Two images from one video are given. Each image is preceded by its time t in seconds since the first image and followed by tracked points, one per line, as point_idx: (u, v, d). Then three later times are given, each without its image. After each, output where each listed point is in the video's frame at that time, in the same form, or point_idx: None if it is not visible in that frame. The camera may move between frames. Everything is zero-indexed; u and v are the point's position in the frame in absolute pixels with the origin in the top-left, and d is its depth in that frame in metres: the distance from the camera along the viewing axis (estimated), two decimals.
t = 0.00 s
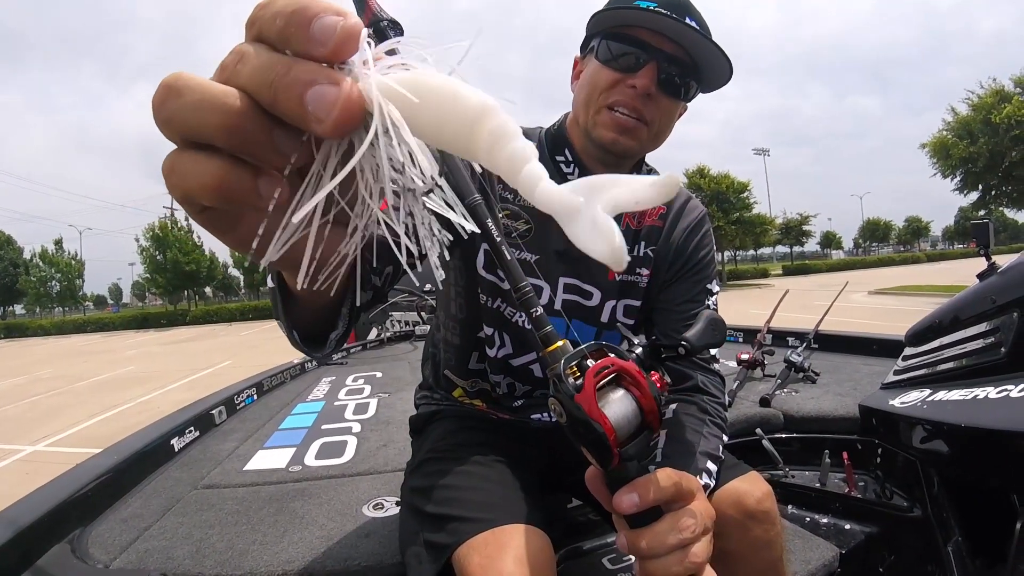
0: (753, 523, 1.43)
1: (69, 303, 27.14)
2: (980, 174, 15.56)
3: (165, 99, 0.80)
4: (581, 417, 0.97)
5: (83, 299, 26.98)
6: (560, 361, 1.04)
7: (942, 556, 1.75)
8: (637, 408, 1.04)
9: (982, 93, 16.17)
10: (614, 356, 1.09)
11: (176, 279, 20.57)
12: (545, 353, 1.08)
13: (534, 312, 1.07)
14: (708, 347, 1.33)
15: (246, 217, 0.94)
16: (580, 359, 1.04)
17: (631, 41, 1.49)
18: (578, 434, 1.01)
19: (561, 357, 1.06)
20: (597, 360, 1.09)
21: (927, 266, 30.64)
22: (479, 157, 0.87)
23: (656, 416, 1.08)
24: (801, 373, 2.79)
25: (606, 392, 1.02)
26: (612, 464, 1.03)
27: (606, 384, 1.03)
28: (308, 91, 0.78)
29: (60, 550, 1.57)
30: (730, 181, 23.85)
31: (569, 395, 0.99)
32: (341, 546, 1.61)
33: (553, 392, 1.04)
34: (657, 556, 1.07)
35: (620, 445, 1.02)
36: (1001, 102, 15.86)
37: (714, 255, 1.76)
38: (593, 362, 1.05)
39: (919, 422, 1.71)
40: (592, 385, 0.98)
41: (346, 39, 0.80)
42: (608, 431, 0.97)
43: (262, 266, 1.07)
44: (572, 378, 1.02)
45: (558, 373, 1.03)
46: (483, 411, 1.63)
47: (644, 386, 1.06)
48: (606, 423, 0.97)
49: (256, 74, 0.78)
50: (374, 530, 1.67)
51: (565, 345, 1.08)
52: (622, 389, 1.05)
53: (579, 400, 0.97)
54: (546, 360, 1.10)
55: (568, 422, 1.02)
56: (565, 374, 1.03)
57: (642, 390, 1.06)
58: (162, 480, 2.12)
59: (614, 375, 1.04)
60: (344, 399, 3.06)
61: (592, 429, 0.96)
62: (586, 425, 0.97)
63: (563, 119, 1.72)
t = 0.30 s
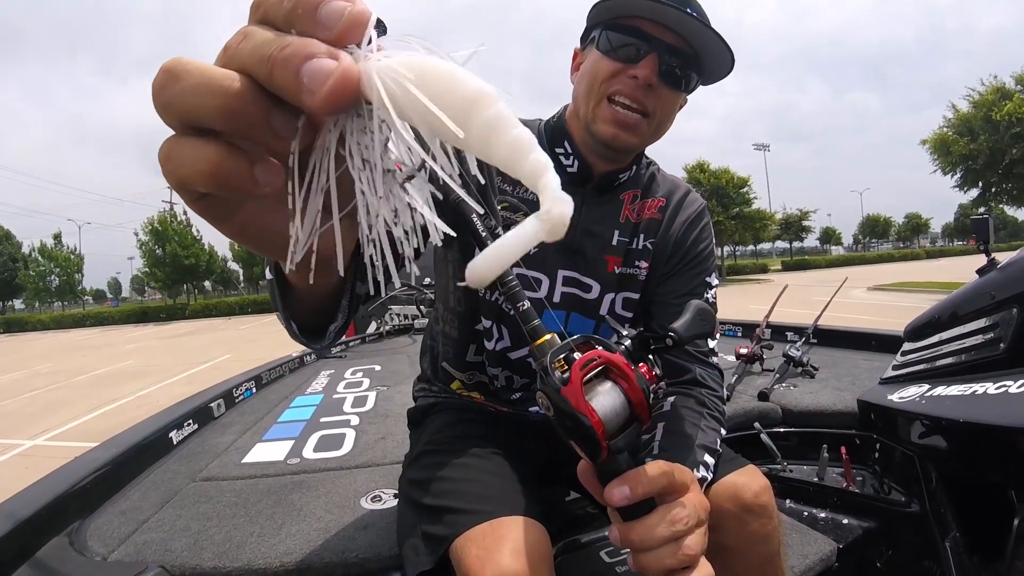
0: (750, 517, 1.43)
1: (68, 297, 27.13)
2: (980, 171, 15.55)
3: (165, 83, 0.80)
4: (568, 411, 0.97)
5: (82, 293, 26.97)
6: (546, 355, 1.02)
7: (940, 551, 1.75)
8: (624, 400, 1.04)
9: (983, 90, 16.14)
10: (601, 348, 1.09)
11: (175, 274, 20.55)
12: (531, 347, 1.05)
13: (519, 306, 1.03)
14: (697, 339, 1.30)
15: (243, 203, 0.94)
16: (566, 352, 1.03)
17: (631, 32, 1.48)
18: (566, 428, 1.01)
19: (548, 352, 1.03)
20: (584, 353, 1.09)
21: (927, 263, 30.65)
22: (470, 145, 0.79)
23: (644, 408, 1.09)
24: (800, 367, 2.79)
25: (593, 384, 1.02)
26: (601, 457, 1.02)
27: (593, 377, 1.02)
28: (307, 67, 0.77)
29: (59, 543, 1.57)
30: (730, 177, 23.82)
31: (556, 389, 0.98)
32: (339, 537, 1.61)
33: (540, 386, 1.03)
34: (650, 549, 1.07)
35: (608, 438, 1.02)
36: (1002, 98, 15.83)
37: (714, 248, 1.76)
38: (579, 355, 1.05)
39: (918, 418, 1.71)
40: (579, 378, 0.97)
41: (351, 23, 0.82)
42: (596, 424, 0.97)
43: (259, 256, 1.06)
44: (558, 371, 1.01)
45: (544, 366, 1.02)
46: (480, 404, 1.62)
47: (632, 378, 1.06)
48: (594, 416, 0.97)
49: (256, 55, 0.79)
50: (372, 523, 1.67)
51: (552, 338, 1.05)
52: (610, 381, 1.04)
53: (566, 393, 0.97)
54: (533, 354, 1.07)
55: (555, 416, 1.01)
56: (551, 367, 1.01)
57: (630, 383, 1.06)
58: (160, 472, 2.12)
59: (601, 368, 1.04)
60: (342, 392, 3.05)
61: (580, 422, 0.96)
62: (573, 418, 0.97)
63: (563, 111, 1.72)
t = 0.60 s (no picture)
0: (742, 510, 1.43)
1: (63, 290, 27.03)
2: (977, 169, 15.58)
3: (151, 76, 0.81)
4: (560, 401, 0.96)
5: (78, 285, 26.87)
6: (539, 345, 1.02)
7: (933, 547, 1.75)
8: (618, 391, 1.03)
9: (981, 88, 16.16)
10: (594, 338, 1.07)
11: (170, 266, 20.47)
12: (523, 337, 1.05)
13: (510, 295, 1.04)
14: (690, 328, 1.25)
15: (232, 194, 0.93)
16: (559, 343, 1.03)
17: (629, 21, 1.47)
18: (559, 418, 1.00)
19: (539, 342, 1.04)
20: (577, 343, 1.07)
21: (922, 260, 30.76)
22: (453, 132, 0.84)
23: (639, 399, 1.07)
24: (795, 362, 2.80)
25: (587, 374, 1.00)
26: (595, 448, 1.01)
27: (586, 366, 1.00)
28: (288, 47, 0.77)
29: (52, 534, 1.56)
30: (728, 174, 23.82)
31: (548, 379, 0.98)
32: (332, 528, 1.61)
33: (532, 376, 1.03)
34: (644, 541, 1.07)
35: (602, 428, 1.00)
36: (1000, 97, 15.85)
37: (710, 240, 1.75)
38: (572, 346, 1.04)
39: (912, 413, 1.71)
40: (570, 368, 0.97)
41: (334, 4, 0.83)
42: (589, 415, 0.96)
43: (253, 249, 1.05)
44: (551, 362, 1.01)
45: (536, 357, 1.02)
46: (473, 395, 1.62)
47: (626, 368, 1.04)
48: (587, 407, 0.96)
49: (235, 36, 0.79)
50: (365, 514, 1.67)
51: (544, 328, 1.05)
52: (603, 371, 1.03)
53: (557, 383, 0.96)
54: (525, 344, 1.08)
55: (548, 407, 1.00)
56: (544, 358, 1.01)
57: (624, 373, 1.04)
58: (154, 463, 2.11)
59: (593, 358, 1.02)
60: (337, 384, 3.04)
61: (572, 413, 0.95)
62: (566, 409, 0.96)
63: (559, 101, 1.71)
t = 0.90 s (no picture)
0: (741, 511, 1.44)
1: (62, 290, 27.00)
2: (975, 170, 15.61)
3: (167, 115, 0.78)
4: (566, 409, 0.95)
5: (76, 286, 26.83)
6: (546, 353, 1.00)
7: (931, 547, 1.76)
8: (624, 399, 1.04)
9: (979, 89, 16.20)
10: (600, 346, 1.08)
11: (169, 267, 20.45)
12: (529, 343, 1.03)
13: (518, 301, 1.02)
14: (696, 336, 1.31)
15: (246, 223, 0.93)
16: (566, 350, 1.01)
17: (627, 24, 1.47)
18: (564, 426, 1.00)
19: (546, 348, 1.01)
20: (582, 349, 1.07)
21: (921, 261, 30.81)
22: (492, 171, 0.81)
23: (643, 406, 1.08)
24: (793, 363, 2.80)
25: (593, 383, 1.01)
26: (600, 456, 1.02)
27: (593, 375, 1.01)
28: (310, 88, 0.77)
29: (52, 535, 1.57)
30: (727, 174, 23.86)
31: (555, 388, 0.95)
32: (330, 530, 1.61)
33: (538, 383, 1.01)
34: (648, 547, 1.07)
35: (607, 437, 1.01)
36: (998, 98, 15.89)
37: (709, 242, 1.76)
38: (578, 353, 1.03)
39: (910, 414, 1.71)
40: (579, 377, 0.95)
41: None
42: (596, 424, 0.96)
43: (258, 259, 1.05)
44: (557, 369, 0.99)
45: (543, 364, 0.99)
46: (473, 396, 1.62)
47: (631, 376, 1.06)
48: (594, 416, 0.96)
49: (251, 73, 0.77)
50: (363, 515, 1.67)
51: (551, 334, 1.02)
52: (610, 380, 1.04)
53: (566, 392, 0.94)
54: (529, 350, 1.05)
55: (554, 414, 0.99)
56: (550, 364, 0.98)
57: (630, 381, 1.06)
58: (152, 465, 2.11)
59: (600, 366, 1.03)
60: (335, 385, 3.05)
61: (579, 421, 0.95)
62: (573, 417, 0.95)
63: (558, 103, 1.71)
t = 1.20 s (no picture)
0: (741, 512, 1.44)
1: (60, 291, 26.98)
2: (973, 172, 15.65)
3: (214, 105, 0.80)
4: (581, 406, 0.95)
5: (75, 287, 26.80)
6: (559, 348, 0.97)
7: (930, 548, 1.76)
8: (637, 396, 1.04)
9: (977, 91, 16.24)
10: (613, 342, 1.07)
11: (168, 268, 20.44)
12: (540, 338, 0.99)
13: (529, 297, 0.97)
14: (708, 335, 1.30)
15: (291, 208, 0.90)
16: (580, 347, 1.00)
17: (626, 26, 1.48)
18: (577, 423, 0.99)
19: (559, 345, 0.97)
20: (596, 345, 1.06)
21: (919, 262, 30.86)
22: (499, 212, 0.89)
23: (656, 404, 1.08)
24: (791, 364, 2.81)
25: (607, 379, 1.00)
26: (612, 453, 1.02)
27: (607, 372, 1.00)
28: (335, 55, 0.74)
29: (51, 537, 1.57)
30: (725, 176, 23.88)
31: (569, 384, 0.96)
32: (329, 531, 1.61)
33: (551, 379, 0.99)
34: (655, 545, 1.08)
35: (620, 434, 1.01)
36: (996, 100, 15.92)
37: (708, 243, 1.76)
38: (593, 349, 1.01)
39: (908, 415, 1.72)
40: (593, 373, 0.96)
41: (397, 28, 0.83)
42: (609, 420, 0.97)
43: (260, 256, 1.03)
44: (571, 365, 0.98)
45: (557, 361, 0.97)
46: (472, 398, 1.63)
47: (644, 373, 1.06)
48: (608, 412, 0.97)
49: (278, 47, 0.76)
50: (362, 517, 1.67)
51: (563, 331, 0.98)
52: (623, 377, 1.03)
53: (580, 389, 0.95)
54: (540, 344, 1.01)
55: (568, 411, 0.98)
56: (564, 361, 0.97)
57: (642, 379, 1.05)
58: (151, 466, 2.11)
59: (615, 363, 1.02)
60: (334, 386, 3.05)
61: (593, 417, 0.95)
62: (586, 413, 0.95)
63: (557, 104, 1.71)
